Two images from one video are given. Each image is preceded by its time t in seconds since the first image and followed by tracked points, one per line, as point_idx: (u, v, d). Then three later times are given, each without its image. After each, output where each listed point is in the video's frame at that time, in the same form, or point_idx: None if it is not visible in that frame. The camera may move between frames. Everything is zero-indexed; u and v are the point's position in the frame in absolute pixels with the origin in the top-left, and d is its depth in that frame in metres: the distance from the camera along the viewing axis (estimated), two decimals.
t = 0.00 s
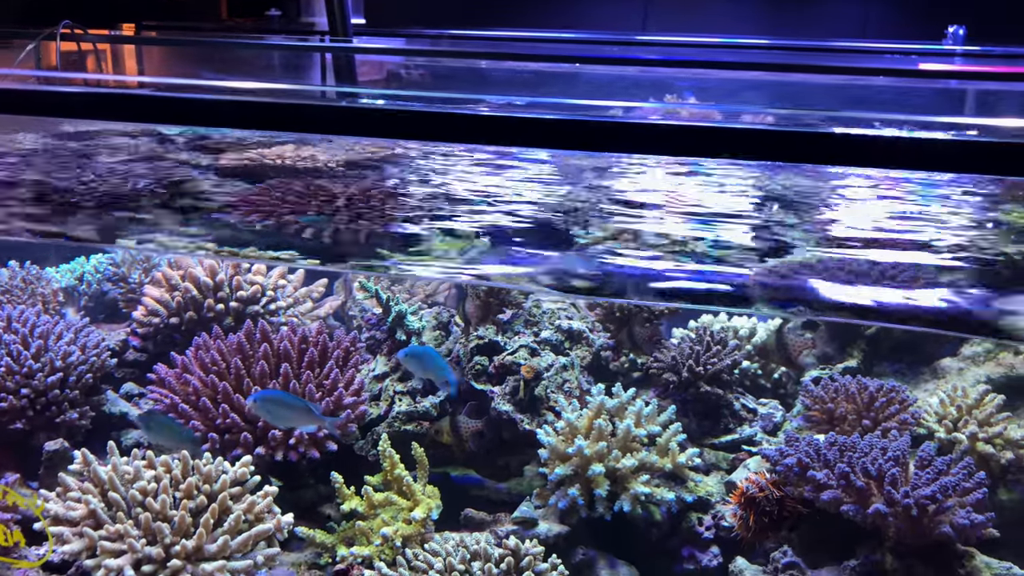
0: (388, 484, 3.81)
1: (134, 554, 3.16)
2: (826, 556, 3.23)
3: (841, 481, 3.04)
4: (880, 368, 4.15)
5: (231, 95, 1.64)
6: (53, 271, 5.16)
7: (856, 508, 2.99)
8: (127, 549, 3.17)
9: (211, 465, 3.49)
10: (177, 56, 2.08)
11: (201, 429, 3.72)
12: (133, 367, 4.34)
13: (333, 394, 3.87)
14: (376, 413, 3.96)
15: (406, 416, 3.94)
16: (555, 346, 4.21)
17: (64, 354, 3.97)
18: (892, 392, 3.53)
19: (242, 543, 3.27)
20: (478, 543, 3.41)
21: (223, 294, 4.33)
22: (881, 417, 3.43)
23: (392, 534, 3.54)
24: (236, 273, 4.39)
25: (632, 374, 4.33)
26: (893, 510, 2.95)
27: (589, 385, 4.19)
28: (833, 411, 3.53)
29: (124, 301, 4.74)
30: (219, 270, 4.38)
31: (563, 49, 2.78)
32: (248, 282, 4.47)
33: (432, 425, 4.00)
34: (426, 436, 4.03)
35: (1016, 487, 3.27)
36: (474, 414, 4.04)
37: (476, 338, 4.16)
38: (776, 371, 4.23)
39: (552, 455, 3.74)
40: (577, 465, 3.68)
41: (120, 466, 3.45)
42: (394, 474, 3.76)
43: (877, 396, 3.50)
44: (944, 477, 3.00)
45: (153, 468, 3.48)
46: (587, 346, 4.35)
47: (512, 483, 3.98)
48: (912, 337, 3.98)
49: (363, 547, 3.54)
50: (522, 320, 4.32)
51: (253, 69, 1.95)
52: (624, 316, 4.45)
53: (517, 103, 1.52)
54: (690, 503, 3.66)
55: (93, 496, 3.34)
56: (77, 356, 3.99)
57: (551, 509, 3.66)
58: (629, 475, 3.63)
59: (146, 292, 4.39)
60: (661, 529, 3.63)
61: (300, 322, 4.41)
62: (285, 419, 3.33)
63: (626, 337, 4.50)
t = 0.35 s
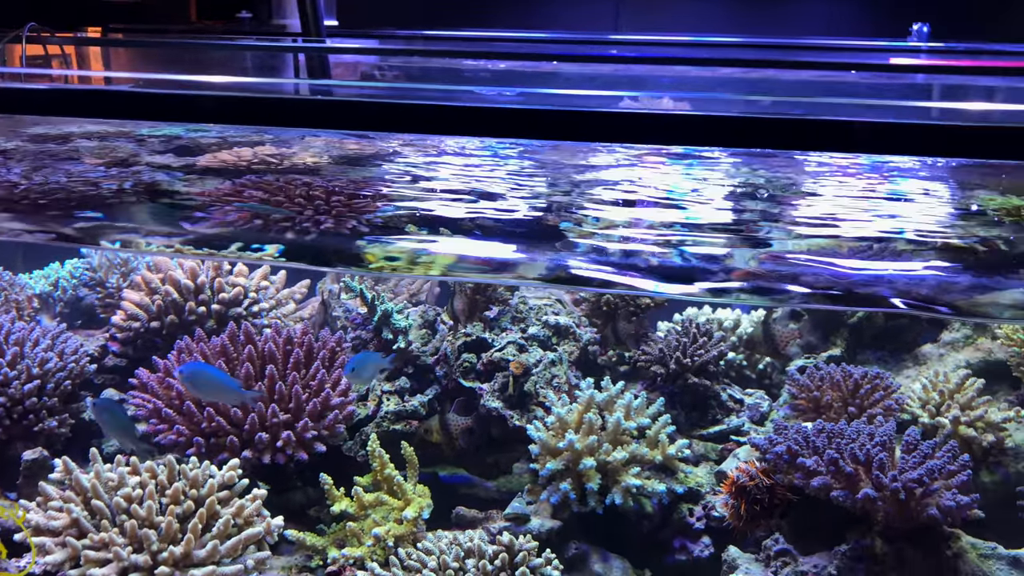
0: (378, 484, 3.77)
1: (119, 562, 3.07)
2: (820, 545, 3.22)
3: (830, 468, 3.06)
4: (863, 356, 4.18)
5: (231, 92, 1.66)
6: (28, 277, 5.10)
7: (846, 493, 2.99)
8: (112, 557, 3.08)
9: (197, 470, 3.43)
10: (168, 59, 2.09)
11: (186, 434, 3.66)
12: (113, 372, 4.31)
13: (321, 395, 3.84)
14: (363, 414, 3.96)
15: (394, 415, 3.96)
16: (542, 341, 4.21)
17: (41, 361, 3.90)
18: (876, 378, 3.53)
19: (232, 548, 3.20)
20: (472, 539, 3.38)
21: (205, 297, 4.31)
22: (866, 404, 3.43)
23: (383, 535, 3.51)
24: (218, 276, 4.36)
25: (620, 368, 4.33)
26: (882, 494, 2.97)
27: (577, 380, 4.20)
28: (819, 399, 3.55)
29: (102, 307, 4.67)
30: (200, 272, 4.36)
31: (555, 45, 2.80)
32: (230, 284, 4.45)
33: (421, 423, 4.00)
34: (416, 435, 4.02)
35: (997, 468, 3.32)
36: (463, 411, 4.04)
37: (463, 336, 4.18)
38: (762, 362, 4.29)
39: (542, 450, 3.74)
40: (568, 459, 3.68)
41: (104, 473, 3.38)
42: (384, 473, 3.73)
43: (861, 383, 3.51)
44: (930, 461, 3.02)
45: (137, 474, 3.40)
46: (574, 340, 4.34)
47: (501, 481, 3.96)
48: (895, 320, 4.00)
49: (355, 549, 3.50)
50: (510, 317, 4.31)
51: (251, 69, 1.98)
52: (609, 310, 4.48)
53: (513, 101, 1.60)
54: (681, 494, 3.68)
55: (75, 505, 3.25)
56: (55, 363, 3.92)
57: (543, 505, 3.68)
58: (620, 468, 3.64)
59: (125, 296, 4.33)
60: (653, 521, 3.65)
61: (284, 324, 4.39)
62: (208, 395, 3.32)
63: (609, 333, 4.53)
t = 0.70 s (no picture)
0: (375, 481, 3.78)
1: (119, 558, 3.11)
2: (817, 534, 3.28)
3: (828, 459, 3.08)
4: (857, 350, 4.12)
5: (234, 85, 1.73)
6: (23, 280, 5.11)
7: (844, 484, 3.02)
8: (113, 553, 3.12)
9: (196, 466, 3.44)
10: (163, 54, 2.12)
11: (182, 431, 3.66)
12: (108, 373, 4.28)
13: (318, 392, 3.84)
14: (360, 412, 3.96)
15: (391, 413, 3.98)
16: (537, 339, 4.22)
17: (39, 360, 3.93)
18: (871, 370, 3.55)
19: (231, 544, 3.23)
20: (471, 533, 3.39)
21: (200, 297, 4.32)
22: (862, 396, 3.46)
23: (382, 530, 3.51)
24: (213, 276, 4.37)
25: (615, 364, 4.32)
26: (880, 484, 2.99)
27: (573, 377, 4.20)
28: (814, 391, 3.57)
29: (96, 309, 4.68)
30: (195, 272, 4.36)
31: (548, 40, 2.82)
32: (225, 284, 4.45)
33: (418, 421, 4.02)
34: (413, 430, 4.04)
35: (994, 459, 3.35)
36: (459, 407, 4.04)
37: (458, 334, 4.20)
38: (760, 356, 4.29)
39: (539, 446, 3.75)
40: (565, 454, 3.69)
41: (103, 470, 3.39)
42: (381, 470, 3.75)
43: (856, 375, 3.53)
44: (928, 450, 3.04)
45: (136, 471, 3.42)
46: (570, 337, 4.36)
47: (496, 479, 3.97)
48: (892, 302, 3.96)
49: (354, 545, 3.52)
50: (504, 315, 4.39)
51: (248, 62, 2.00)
52: (603, 307, 4.46)
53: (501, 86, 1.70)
54: (678, 489, 3.71)
55: (75, 501, 3.27)
56: (52, 362, 3.95)
57: (540, 500, 3.69)
58: (616, 462, 3.67)
59: (121, 297, 4.35)
60: (650, 516, 3.69)
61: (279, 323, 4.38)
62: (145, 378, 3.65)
63: (602, 330, 4.51)
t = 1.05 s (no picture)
0: (382, 476, 3.80)
1: (130, 550, 3.18)
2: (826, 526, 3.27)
3: (837, 451, 3.08)
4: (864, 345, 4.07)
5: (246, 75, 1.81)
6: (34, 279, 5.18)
7: (853, 476, 3.03)
8: (123, 545, 3.19)
9: (205, 459, 3.47)
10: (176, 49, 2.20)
11: (191, 426, 3.70)
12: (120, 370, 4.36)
13: (326, 388, 3.86)
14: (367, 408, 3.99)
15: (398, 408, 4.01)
16: (542, 335, 4.25)
17: (50, 356, 3.99)
18: (880, 365, 3.57)
19: (240, 536, 3.27)
20: (478, 526, 3.39)
21: (208, 294, 4.33)
22: (870, 391, 3.47)
23: (389, 524, 3.54)
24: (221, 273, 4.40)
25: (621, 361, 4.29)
26: (890, 477, 2.99)
27: (578, 373, 4.20)
28: (822, 386, 3.58)
29: (105, 308, 4.73)
30: (203, 270, 4.39)
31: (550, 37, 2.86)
32: (233, 281, 4.48)
33: (425, 417, 4.05)
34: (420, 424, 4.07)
35: (1005, 454, 3.34)
36: (466, 403, 4.06)
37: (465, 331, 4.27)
38: (768, 353, 4.29)
39: (546, 441, 3.76)
40: (571, 449, 3.70)
41: (114, 462, 3.45)
42: (388, 465, 3.76)
43: (865, 369, 3.55)
44: (938, 443, 3.04)
45: (147, 464, 3.47)
46: (575, 334, 4.37)
47: (500, 478, 3.95)
48: (897, 292, 3.95)
49: (361, 539, 3.54)
50: (508, 312, 4.38)
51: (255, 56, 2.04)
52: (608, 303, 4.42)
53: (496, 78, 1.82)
54: (685, 484, 3.72)
55: (87, 494, 3.34)
56: (63, 358, 4.01)
57: (547, 496, 3.72)
58: (623, 458, 3.66)
59: (130, 295, 4.40)
60: (657, 511, 3.67)
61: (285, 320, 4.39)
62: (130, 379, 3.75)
63: (608, 327, 4.46)
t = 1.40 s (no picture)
0: (396, 471, 3.80)
1: (144, 543, 3.17)
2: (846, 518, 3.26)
3: (858, 443, 3.05)
4: (880, 340, 4.06)
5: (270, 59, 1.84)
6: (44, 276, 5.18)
7: (875, 469, 3.00)
8: (137, 538, 3.17)
9: (220, 453, 3.44)
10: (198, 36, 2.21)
11: (206, 421, 3.67)
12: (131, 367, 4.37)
13: (340, 381, 3.86)
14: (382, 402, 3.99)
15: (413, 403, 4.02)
16: (556, 331, 4.22)
17: (63, 350, 3.98)
18: (898, 359, 3.55)
19: (255, 530, 3.24)
20: (496, 520, 3.36)
21: (221, 289, 4.34)
22: (889, 384, 3.44)
23: (405, 519, 3.51)
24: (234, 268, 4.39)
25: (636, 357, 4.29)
26: (912, 469, 2.97)
27: (592, 369, 4.18)
28: (840, 380, 3.55)
29: (116, 304, 4.73)
30: (216, 265, 4.39)
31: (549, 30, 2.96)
32: (246, 277, 4.48)
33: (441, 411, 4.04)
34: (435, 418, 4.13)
35: None
36: (481, 396, 4.09)
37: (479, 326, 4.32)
38: (785, 350, 4.25)
39: (561, 435, 3.74)
40: (587, 444, 3.68)
41: (127, 455, 3.42)
42: (404, 459, 3.77)
43: (883, 364, 3.52)
44: (960, 436, 3.00)
45: (161, 457, 3.45)
46: (589, 330, 4.33)
47: (513, 476, 3.94)
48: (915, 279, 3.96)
49: (376, 534, 3.53)
50: (522, 308, 4.41)
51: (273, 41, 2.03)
52: (624, 299, 4.44)
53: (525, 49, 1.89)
54: (702, 480, 3.69)
55: (100, 487, 3.31)
56: (75, 353, 4.00)
57: (562, 491, 3.70)
58: (640, 453, 3.64)
59: (143, 290, 4.40)
60: (674, 506, 3.66)
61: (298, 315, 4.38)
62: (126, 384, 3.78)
63: (625, 323, 4.45)
